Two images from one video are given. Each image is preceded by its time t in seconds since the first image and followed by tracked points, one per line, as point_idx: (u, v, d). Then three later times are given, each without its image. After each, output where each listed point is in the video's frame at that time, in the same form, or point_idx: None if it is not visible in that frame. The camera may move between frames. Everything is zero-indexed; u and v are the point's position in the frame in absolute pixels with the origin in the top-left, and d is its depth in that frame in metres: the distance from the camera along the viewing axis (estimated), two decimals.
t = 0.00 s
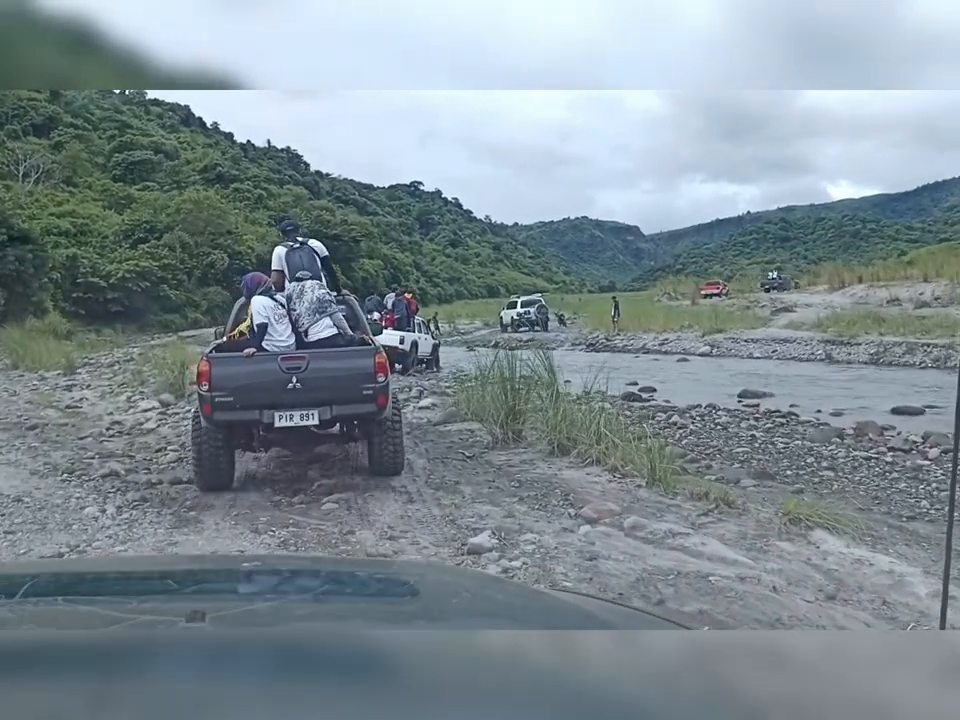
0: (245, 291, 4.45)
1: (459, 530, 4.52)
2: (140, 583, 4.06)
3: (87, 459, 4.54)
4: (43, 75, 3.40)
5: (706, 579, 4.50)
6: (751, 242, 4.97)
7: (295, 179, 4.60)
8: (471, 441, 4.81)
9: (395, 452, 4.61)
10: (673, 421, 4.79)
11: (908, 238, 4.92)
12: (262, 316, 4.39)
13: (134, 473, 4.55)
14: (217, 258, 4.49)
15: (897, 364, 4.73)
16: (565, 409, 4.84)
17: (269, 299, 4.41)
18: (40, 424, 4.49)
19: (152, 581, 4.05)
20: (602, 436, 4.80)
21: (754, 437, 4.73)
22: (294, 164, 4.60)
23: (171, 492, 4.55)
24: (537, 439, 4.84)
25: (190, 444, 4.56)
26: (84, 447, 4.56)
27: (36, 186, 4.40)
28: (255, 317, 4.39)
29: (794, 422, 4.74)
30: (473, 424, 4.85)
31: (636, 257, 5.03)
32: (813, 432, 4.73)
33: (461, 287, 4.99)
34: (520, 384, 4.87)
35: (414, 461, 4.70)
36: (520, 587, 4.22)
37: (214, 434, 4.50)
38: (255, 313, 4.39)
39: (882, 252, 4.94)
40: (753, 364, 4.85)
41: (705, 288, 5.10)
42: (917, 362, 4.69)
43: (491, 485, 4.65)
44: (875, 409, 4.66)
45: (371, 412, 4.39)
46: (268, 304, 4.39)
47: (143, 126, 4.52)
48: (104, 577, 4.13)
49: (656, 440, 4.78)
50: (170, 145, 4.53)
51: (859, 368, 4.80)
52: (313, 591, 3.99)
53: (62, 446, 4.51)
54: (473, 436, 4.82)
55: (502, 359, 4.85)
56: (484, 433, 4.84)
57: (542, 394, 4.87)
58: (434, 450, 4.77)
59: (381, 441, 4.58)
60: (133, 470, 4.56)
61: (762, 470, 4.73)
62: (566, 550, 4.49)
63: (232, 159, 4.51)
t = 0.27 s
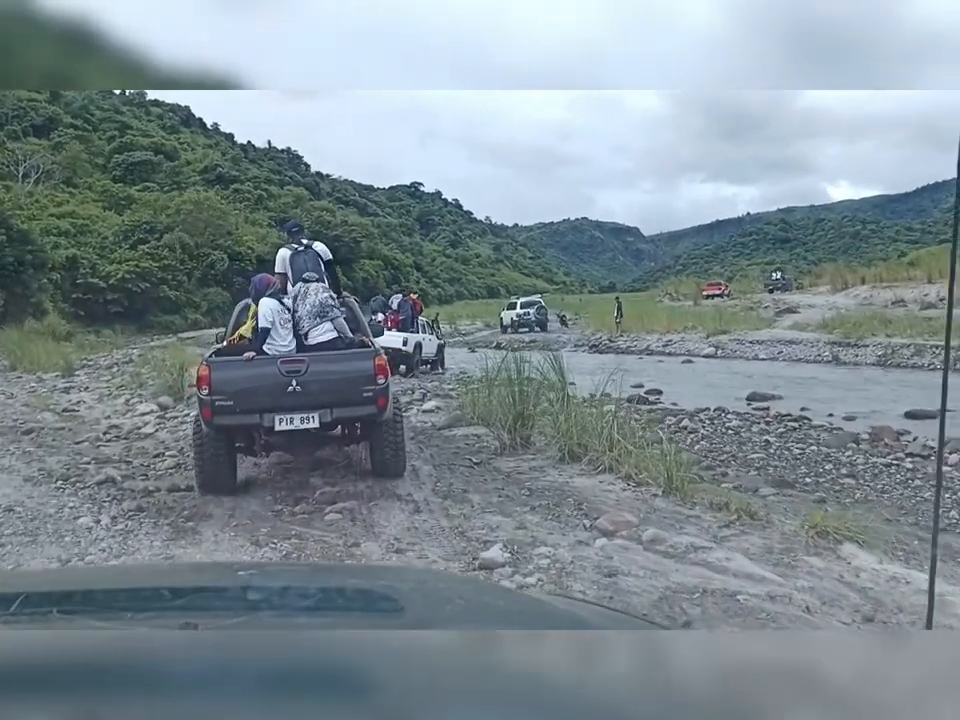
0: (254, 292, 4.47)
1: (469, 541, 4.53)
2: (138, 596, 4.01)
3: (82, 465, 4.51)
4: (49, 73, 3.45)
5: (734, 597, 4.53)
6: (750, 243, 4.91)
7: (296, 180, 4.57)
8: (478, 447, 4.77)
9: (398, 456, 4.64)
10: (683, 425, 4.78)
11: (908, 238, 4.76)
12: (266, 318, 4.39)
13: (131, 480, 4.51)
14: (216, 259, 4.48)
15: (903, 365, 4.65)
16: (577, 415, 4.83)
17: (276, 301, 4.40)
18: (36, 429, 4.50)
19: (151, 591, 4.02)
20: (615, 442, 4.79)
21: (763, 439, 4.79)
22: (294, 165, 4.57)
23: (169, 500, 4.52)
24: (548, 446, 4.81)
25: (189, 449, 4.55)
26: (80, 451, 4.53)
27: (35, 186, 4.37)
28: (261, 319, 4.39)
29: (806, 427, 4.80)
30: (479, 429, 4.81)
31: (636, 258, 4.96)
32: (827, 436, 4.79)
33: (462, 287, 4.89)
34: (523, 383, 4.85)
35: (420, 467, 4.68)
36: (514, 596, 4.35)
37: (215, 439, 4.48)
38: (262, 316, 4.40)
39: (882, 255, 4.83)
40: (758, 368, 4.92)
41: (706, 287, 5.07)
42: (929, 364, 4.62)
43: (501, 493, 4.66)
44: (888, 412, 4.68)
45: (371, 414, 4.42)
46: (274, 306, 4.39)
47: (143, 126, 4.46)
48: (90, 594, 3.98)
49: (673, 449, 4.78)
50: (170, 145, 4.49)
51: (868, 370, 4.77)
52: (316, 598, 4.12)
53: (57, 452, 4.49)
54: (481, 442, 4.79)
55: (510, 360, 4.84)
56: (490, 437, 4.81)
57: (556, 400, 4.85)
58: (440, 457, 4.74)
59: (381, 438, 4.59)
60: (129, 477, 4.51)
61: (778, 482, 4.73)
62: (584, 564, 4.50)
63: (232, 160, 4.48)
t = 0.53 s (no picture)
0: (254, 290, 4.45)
1: (480, 552, 4.48)
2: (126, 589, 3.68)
3: (78, 468, 4.55)
4: (46, 72, 3.36)
5: (767, 616, 4.53)
6: (750, 242, 4.84)
7: (295, 179, 4.54)
8: (485, 450, 4.79)
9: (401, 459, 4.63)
10: (695, 428, 4.74)
11: (909, 238, 4.70)
12: (267, 318, 4.38)
13: (127, 484, 4.57)
14: (215, 258, 4.42)
15: (914, 366, 4.63)
16: (589, 420, 4.80)
17: (277, 300, 4.39)
18: (31, 430, 4.47)
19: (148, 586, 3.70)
20: (630, 446, 4.76)
21: (778, 440, 4.74)
22: (293, 164, 4.54)
23: (167, 505, 4.53)
24: (559, 450, 4.81)
25: (186, 451, 4.57)
26: (76, 454, 4.57)
27: (34, 185, 4.36)
28: (262, 318, 4.38)
29: (821, 428, 4.74)
30: (485, 430, 4.84)
31: (635, 258, 4.94)
32: (842, 439, 4.74)
33: (461, 287, 4.98)
34: (525, 381, 4.84)
35: (427, 474, 4.70)
36: (519, 586, 3.97)
37: (217, 438, 4.49)
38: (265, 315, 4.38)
39: (883, 255, 4.80)
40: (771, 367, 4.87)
41: (708, 286, 5.07)
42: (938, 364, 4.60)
43: (511, 500, 4.65)
44: (899, 412, 4.64)
45: (372, 413, 4.41)
46: (276, 304, 4.37)
47: (142, 126, 4.43)
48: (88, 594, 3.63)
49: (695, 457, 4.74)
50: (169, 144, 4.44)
51: (876, 372, 4.73)
52: (319, 590, 3.79)
53: (51, 455, 4.50)
54: (489, 445, 4.80)
55: (518, 362, 4.82)
56: (495, 437, 4.82)
57: (568, 405, 4.81)
58: (447, 461, 4.74)
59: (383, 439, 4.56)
60: (125, 483, 4.56)
61: (794, 487, 4.73)
62: (605, 578, 4.49)
63: (232, 159, 4.47)
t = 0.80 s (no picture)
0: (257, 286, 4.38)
1: (496, 563, 4.39)
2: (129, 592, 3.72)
3: (75, 472, 4.54)
4: (46, 74, 3.31)
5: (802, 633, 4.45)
6: (750, 242, 4.82)
7: (294, 179, 4.52)
8: (493, 454, 4.77)
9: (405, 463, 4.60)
10: (706, 430, 4.74)
11: (907, 237, 4.82)
12: (273, 314, 4.32)
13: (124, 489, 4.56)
14: (215, 258, 4.39)
15: (924, 366, 4.57)
16: (600, 421, 4.79)
17: (282, 297, 4.34)
18: (28, 432, 4.48)
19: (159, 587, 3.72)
20: (645, 451, 4.74)
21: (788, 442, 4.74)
22: (294, 163, 4.52)
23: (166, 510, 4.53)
24: (571, 454, 4.80)
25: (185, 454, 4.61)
26: (74, 458, 4.57)
27: (34, 185, 4.34)
28: (267, 316, 4.32)
29: (836, 431, 4.70)
30: (492, 431, 4.84)
31: (635, 258, 4.94)
32: (855, 441, 4.68)
33: (461, 287, 4.97)
34: (532, 382, 4.86)
35: (435, 479, 4.67)
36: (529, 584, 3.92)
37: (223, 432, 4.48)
38: (268, 310, 4.32)
39: (883, 254, 4.82)
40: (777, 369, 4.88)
41: (711, 286, 5.02)
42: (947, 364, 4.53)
43: (523, 508, 4.59)
44: (915, 414, 4.57)
45: (380, 412, 4.33)
46: (280, 301, 4.33)
47: (142, 126, 4.41)
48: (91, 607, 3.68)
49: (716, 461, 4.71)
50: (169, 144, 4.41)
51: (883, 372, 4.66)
52: (327, 591, 3.75)
53: (48, 459, 4.50)
54: (498, 449, 4.80)
55: (528, 363, 4.83)
56: (502, 440, 4.83)
57: (581, 408, 4.83)
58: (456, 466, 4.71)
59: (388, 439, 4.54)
60: (122, 490, 4.55)
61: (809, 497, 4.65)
62: (628, 592, 4.37)
63: (232, 158, 4.45)
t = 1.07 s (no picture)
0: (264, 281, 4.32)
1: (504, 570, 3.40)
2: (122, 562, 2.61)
3: (70, 475, 4.26)
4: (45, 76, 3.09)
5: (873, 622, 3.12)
6: (749, 242, 4.79)
7: (293, 179, 4.70)
8: (500, 458, 4.49)
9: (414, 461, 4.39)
10: (723, 434, 4.49)
11: (908, 238, 4.65)
12: (281, 311, 3.97)
13: (119, 493, 4.16)
14: (215, 258, 4.42)
15: (932, 365, 4.73)
16: (601, 413, 4.30)
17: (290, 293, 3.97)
18: (23, 435, 4.52)
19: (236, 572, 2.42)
20: (661, 455, 4.13)
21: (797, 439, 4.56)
22: (292, 165, 4.66)
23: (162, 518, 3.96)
24: (585, 458, 4.29)
25: (183, 456, 4.42)
26: (70, 460, 4.39)
27: (33, 184, 4.21)
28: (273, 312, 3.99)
29: (850, 432, 4.52)
30: (497, 430, 4.77)
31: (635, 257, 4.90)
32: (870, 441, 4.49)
33: (462, 287, 5.12)
34: (540, 381, 4.51)
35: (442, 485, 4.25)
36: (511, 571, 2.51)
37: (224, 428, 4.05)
38: (276, 307, 3.97)
39: (882, 255, 4.67)
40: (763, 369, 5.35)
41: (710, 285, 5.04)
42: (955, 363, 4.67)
43: (537, 513, 3.87)
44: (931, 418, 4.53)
45: (385, 412, 4.01)
46: (288, 299, 4.01)
47: (142, 125, 4.44)
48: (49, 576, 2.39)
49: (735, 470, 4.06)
50: (169, 144, 4.43)
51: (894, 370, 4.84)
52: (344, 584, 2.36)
53: (42, 462, 4.34)
54: (504, 453, 4.51)
55: (537, 364, 4.62)
56: (511, 444, 4.54)
57: (596, 411, 4.32)
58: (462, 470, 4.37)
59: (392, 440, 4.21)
60: (118, 492, 4.14)
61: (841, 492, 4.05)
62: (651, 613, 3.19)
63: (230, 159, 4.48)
